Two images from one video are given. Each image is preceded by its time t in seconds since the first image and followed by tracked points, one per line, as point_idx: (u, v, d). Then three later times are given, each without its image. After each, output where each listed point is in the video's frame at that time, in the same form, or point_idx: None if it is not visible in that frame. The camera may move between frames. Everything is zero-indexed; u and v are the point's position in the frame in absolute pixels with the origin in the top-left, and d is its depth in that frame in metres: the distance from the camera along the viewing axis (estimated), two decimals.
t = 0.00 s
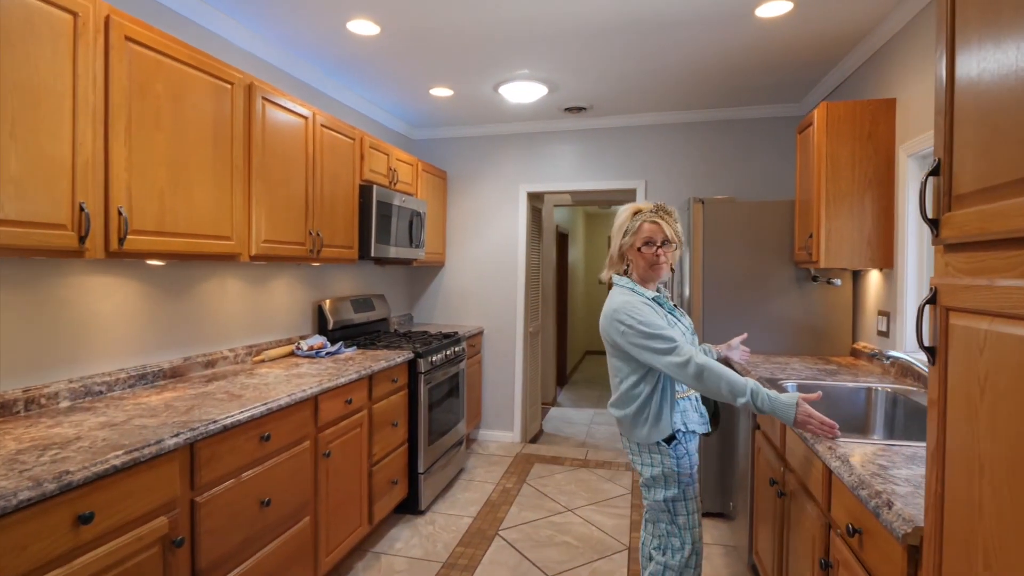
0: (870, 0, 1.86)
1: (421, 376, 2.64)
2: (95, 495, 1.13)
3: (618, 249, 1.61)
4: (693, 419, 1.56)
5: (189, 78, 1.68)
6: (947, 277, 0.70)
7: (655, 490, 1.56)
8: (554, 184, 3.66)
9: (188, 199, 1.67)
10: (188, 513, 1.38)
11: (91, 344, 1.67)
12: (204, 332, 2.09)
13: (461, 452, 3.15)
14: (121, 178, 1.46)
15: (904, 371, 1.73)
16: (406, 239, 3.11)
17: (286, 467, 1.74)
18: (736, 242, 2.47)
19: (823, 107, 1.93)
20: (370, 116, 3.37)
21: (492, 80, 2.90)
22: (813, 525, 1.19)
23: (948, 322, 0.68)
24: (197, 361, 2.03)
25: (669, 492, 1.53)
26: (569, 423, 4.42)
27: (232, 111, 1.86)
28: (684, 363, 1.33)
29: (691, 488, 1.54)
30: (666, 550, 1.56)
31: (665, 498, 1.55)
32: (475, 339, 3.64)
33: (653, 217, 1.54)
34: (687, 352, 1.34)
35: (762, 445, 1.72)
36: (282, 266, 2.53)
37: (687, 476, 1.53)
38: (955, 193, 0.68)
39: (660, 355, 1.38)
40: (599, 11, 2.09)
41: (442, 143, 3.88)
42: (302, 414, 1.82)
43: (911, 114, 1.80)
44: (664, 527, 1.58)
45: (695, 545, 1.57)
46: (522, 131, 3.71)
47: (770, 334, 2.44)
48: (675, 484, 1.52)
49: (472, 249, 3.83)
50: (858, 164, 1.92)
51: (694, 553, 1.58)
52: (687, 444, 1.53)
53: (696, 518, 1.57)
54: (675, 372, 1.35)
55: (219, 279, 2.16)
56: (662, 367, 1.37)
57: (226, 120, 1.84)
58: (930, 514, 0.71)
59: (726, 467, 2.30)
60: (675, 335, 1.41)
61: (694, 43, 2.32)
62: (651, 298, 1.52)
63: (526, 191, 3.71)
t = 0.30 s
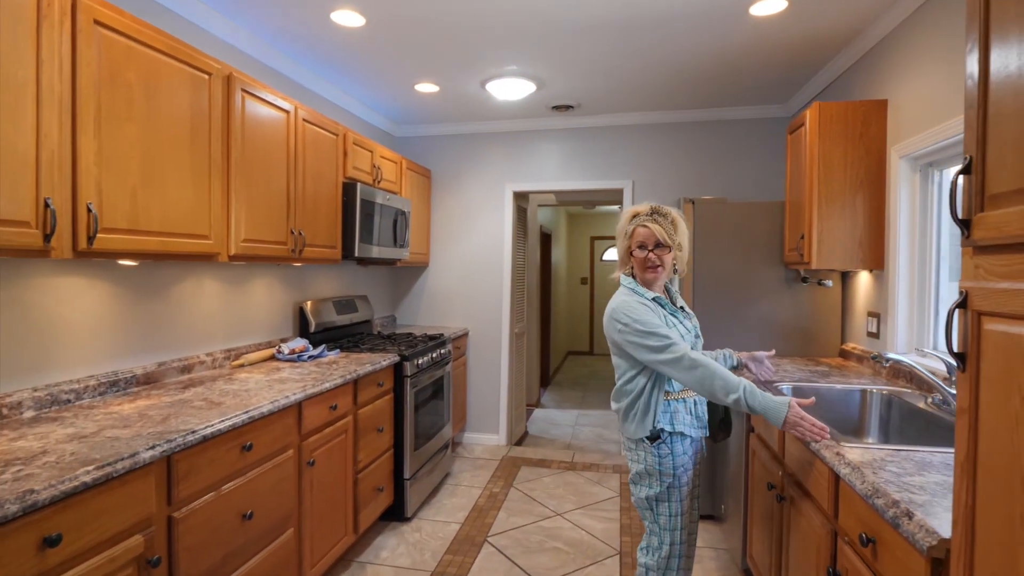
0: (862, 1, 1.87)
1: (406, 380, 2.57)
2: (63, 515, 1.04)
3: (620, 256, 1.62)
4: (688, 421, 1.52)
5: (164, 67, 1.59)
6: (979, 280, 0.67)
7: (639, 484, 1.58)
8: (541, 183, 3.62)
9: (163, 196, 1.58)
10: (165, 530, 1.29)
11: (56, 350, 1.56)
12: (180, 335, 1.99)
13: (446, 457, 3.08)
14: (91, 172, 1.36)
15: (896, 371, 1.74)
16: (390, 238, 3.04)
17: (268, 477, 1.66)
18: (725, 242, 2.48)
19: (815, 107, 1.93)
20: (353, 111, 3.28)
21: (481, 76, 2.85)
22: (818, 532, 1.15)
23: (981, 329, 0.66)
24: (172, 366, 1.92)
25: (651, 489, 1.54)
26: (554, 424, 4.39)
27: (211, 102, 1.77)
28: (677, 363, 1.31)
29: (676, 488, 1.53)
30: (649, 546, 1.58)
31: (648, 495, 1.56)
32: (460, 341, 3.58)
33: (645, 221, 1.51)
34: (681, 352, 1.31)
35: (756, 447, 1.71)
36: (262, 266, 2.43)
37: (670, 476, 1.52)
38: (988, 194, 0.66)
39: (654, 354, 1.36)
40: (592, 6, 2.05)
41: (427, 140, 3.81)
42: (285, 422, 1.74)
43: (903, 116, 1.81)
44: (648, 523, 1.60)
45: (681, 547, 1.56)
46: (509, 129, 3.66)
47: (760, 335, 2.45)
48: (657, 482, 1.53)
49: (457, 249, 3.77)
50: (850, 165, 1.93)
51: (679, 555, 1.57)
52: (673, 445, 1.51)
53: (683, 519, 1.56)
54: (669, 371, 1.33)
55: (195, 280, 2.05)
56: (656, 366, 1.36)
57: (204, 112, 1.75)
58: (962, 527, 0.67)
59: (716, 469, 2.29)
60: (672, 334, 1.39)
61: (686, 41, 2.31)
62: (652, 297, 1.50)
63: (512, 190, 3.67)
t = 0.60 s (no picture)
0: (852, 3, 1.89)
1: (391, 383, 2.50)
2: (28, 538, 0.96)
3: (623, 255, 1.61)
4: (681, 426, 1.50)
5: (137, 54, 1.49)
6: (1006, 283, 0.65)
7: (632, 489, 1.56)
8: (526, 182, 3.59)
9: (135, 191, 1.48)
10: (141, 549, 1.21)
11: (19, 356, 1.45)
12: (153, 339, 1.89)
13: (430, 460, 3.03)
14: (58, 165, 1.26)
15: (884, 372, 1.76)
16: (372, 237, 2.96)
17: (249, 488, 1.58)
18: (712, 243, 2.51)
19: (805, 108, 1.94)
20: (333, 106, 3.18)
21: (468, 72, 2.79)
22: (819, 537, 1.13)
23: (1010, 332, 0.63)
24: (145, 371, 1.82)
25: (645, 495, 1.52)
26: (536, 425, 4.37)
27: (187, 93, 1.68)
28: (677, 368, 1.30)
29: (670, 493, 1.52)
30: (645, 553, 1.57)
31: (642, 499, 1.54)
32: (443, 341, 3.52)
33: (648, 222, 1.49)
34: (682, 358, 1.30)
35: (749, 449, 1.71)
36: (239, 266, 2.33)
37: (664, 481, 1.50)
38: (1017, 194, 0.63)
39: (654, 358, 1.35)
40: (585, 2, 2.03)
41: (410, 137, 3.73)
42: (267, 429, 1.66)
43: (890, 118, 1.84)
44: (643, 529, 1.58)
45: (676, 553, 1.54)
46: (493, 127, 3.62)
47: (747, 335, 2.48)
48: (651, 488, 1.51)
49: (440, 248, 3.70)
50: (837, 167, 1.95)
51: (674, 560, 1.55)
52: (668, 449, 1.50)
53: (677, 524, 1.54)
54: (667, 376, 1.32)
55: (169, 281, 1.95)
56: (655, 370, 1.34)
57: (180, 103, 1.65)
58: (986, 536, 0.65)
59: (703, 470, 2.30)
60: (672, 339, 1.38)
61: (677, 39, 2.30)
62: (654, 301, 1.48)
63: (497, 189, 3.62)
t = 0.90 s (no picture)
0: (838, 7, 1.93)
1: (376, 387, 2.44)
2: None
3: (623, 253, 1.59)
4: (677, 432, 1.49)
5: (114, 42, 1.41)
6: None
7: (627, 498, 1.55)
8: (510, 182, 3.56)
9: (112, 187, 1.40)
10: (120, 567, 1.15)
11: None
12: (127, 343, 1.79)
13: (414, 465, 2.98)
14: (29, 158, 1.18)
15: (871, 371, 1.80)
16: (355, 236, 2.89)
17: (233, 499, 1.51)
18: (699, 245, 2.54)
19: (792, 110, 1.97)
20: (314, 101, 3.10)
21: (455, 69, 2.75)
22: (819, 540, 1.14)
23: None
24: (120, 377, 1.73)
25: (638, 501, 1.51)
26: (518, 425, 4.35)
27: (166, 85, 1.60)
28: (674, 375, 1.29)
29: (665, 501, 1.50)
30: (639, 559, 1.56)
31: (637, 509, 1.53)
32: (426, 343, 3.47)
33: (653, 221, 1.48)
34: (678, 365, 1.29)
35: (741, 449, 1.72)
36: (218, 266, 2.25)
37: (658, 489, 1.49)
38: None
39: (649, 364, 1.34)
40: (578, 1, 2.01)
41: (392, 134, 3.67)
42: (252, 437, 1.59)
43: (876, 121, 1.87)
44: (638, 537, 1.57)
45: (670, 560, 1.54)
46: (478, 126, 3.58)
47: (731, 336, 2.53)
48: (644, 495, 1.50)
49: (423, 248, 3.65)
50: (824, 169, 1.99)
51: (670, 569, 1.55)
52: (663, 456, 1.48)
53: (672, 533, 1.53)
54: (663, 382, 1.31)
55: (144, 282, 1.86)
56: (651, 376, 1.33)
57: (159, 95, 1.57)
58: (1005, 542, 0.65)
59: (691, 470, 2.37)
60: (669, 344, 1.37)
61: (666, 40, 2.31)
62: (651, 304, 1.47)
63: (481, 188, 3.59)
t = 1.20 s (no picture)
0: (820, 6, 1.97)
1: (359, 390, 2.38)
2: None
3: (612, 248, 1.60)
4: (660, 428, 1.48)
5: (83, 30, 1.34)
6: None
7: (610, 493, 1.55)
8: (492, 180, 3.53)
9: (83, 184, 1.33)
10: None
11: None
12: (97, 348, 1.71)
13: (397, 468, 2.93)
14: None
15: (853, 367, 1.88)
16: (335, 235, 2.82)
17: (215, 510, 1.45)
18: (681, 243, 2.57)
19: (775, 110, 2.01)
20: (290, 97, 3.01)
21: (437, 65, 2.71)
22: (815, 534, 1.18)
23: None
24: (91, 384, 1.65)
25: (619, 496, 1.51)
26: (500, 425, 4.33)
27: (139, 77, 1.52)
28: (646, 376, 1.30)
29: (647, 498, 1.48)
30: (623, 557, 1.55)
31: (619, 504, 1.52)
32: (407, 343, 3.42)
33: (644, 214, 1.50)
34: (647, 368, 1.29)
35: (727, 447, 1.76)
36: (193, 266, 2.16)
37: (639, 485, 1.48)
38: None
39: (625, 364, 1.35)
40: None
41: (371, 131, 3.60)
42: (235, 444, 1.53)
43: (857, 121, 1.95)
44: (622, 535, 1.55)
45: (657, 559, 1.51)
46: (458, 123, 3.54)
47: (713, 333, 2.57)
48: (625, 490, 1.50)
49: (404, 247, 3.59)
50: (806, 168, 2.05)
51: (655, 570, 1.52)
52: (644, 451, 1.47)
53: (656, 532, 1.51)
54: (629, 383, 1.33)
55: (115, 283, 1.77)
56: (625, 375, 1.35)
57: (131, 87, 1.50)
58: (1013, 535, 0.67)
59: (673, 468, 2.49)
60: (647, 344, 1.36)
61: (651, 37, 2.33)
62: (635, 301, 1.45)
63: (462, 186, 3.55)
